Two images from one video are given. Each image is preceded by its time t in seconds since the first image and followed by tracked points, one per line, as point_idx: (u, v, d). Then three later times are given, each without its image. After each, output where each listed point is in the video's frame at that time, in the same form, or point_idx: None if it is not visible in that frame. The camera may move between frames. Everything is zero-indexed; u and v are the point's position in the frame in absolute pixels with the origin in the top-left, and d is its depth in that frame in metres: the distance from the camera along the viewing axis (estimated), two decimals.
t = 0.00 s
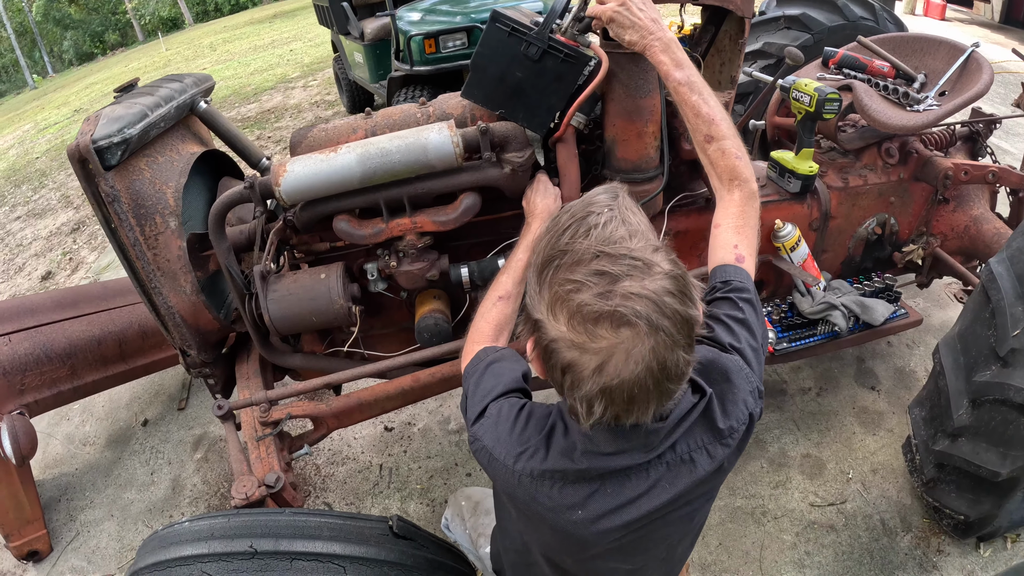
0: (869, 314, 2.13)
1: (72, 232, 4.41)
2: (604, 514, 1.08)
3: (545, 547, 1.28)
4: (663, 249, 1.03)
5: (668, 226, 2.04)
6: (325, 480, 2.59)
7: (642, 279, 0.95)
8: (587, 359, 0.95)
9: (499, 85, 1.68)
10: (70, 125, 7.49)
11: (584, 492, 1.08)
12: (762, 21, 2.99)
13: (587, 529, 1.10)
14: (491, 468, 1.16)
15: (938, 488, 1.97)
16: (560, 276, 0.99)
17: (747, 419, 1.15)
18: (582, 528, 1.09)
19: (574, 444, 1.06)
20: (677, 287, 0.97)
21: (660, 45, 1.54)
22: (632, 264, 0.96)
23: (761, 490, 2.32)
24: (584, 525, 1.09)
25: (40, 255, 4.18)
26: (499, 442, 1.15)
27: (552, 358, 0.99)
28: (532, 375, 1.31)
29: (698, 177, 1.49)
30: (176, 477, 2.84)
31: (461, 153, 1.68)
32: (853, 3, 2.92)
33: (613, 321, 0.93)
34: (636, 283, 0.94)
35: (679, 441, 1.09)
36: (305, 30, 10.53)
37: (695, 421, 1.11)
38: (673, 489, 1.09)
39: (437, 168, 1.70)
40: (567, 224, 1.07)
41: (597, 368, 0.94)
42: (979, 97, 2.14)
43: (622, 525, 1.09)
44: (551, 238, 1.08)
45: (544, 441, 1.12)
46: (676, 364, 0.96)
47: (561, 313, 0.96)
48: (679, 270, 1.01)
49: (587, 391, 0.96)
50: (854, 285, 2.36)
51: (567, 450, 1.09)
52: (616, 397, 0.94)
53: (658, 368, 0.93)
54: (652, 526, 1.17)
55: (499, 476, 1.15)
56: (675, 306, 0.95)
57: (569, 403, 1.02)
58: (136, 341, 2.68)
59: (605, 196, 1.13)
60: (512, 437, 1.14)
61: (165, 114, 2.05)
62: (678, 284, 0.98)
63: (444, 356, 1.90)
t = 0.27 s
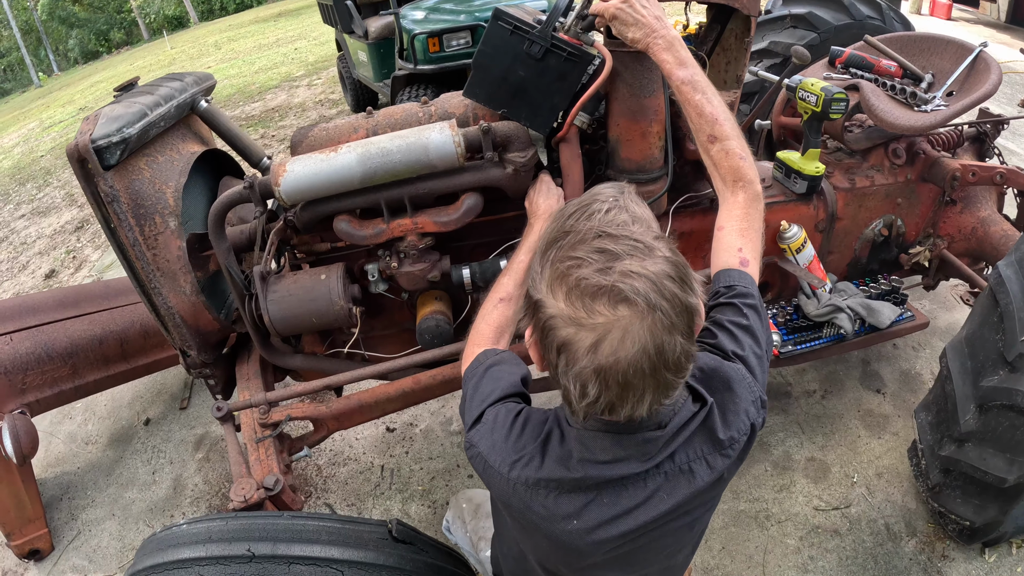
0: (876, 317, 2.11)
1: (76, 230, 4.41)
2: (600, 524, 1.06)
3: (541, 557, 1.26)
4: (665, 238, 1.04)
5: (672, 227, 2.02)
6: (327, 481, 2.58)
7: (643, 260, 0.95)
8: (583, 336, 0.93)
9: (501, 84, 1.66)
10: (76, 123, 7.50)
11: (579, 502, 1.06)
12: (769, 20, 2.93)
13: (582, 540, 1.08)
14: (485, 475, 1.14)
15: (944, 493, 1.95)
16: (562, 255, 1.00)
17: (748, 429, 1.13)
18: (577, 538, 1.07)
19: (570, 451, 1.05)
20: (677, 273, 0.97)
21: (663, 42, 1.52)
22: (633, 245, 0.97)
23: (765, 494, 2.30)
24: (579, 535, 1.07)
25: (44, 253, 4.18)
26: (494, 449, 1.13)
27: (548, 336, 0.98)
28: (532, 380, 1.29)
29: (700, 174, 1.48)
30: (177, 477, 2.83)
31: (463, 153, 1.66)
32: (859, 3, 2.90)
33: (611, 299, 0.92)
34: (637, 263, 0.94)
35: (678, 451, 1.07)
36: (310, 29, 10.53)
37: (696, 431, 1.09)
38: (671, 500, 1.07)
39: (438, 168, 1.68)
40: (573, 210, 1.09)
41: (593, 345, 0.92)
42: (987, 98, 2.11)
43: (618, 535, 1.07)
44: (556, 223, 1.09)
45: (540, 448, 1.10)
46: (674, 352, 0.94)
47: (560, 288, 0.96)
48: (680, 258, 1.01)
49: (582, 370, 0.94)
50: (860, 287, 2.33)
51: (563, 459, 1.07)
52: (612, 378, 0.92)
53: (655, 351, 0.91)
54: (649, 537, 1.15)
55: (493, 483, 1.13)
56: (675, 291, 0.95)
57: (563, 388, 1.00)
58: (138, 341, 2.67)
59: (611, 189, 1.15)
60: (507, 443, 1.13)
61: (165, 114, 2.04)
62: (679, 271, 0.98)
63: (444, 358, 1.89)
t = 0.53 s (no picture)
0: (880, 323, 2.09)
1: (84, 227, 4.43)
2: (606, 525, 1.05)
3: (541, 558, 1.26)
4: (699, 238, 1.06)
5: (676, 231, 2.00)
6: (329, 480, 2.58)
7: (682, 251, 0.97)
8: (615, 313, 0.92)
9: (503, 87, 1.65)
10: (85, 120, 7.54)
11: (585, 502, 1.05)
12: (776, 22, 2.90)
13: (587, 541, 1.07)
14: (489, 475, 1.12)
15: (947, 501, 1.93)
16: (603, 236, 1.00)
17: (753, 432, 1.13)
18: (583, 539, 1.06)
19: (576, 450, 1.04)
20: (710, 270, 0.99)
21: (668, 45, 1.50)
22: (674, 237, 0.99)
23: (768, 499, 2.28)
24: (585, 536, 1.06)
25: (51, 250, 4.20)
26: (499, 449, 1.12)
27: (577, 310, 0.96)
28: (533, 382, 1.28)
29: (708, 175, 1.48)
30: (181, 475, 2.84)
31: (465, 156, 1.66)
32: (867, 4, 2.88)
33: (649, 282, 0.93)
34: (676, 252, 0.96)
35: (682, 453, 1.07)
36: (318, 28, 10.53)
37: (700, 433, 1.09)
38: (676, 501, 1.06)
39: (440, 171, 1.67)
40: (614, 198, 1.10)
41: (624, 324, 0.92)
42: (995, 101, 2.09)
43: (623, 536, 1.06)
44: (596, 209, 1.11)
45: (545, 449, 1.09)
46: (699, 346, 0.96)
47: (601, 264, 0.95)
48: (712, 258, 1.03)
49: (608, 349, 0.93)
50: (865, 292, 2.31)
51: (569, 459, 1.06)
52: (637, 362, 0.92)
53: (681, 339, 0.92)
54: (653, 538, 1.14)
55: (498, 483, 1.11)
56: (707, 286, 0.97)
57: (583, 368, 0.98)
58: (142, 340, 2.68)
59: (648, 185, 1.18)
60: (512, 443, 1.11)
61: (168, 115, 2.04)
62: (711, 268, 1.00)
63: (447, 360, 1.89)
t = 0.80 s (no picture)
0: (882, 329, 2.08)
1: (89, 226, 4.45)
2: (625, 517, 1.06)
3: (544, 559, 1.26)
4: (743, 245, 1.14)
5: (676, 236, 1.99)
6: (329, 481, 2.59)
7: (738, 253, 1.04)
8: (676, 302, 0.97)
9: (502, 91, 1.62)
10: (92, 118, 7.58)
11: (605, 494, 1.05)
12: (780, 24, 2.88)
13: (605, 533, 1.07)
14: (506, 468, 1.11)
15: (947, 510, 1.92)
16: (667, 230, 1.06)
17: (764, 430, 1.17)
18: (601, 531, 1.06)
19: (598, 441, 1.05)
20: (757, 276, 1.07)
21: (673, 53, 1.52)
22: (731, 240, 1.06)
23: (767, 505, 2.28)
24: (603, 529, 1.06)
25: (56, 248, 4.22)
26: (517, 441, 1.11)
27: (636, 297, 1.00)
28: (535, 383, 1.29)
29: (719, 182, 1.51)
30: (182, 474, 2.86)
31: (463, 160, 1.65)
32: (873, 6, 2.86)
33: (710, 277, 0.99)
34: (734, 254, 1.03)
35: (698, 448, 1.09)
36: (325, 26, 10.54)
37: (715, 429, 1.12)
38: (691, 495, 1.08)
39: (438, 175, 1.67)
40: (669, 198, 1.16)
41: (683, 313, 0.96)
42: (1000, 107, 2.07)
43: (639, 529, 1.07)
44: (650, 205, 1.16)
45: (563, 441, 1.09)
46: (741, 346, 1.03)
47: (667, 254, 1.00)
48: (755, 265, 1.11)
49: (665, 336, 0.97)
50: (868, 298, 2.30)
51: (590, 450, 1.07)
52: (690, 352, 0.97)
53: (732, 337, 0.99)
54: (663, 535, 1.15)
55: (515, 475, 1.10)
56: (756, 291, 1.04)
57: (631, 355, 1.01)
58: (144, 339, 2.69)
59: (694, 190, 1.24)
60: (530, 435, 1.11)
61: (169, 118, 2.05)
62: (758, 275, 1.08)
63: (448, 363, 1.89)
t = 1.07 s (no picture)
0: (884, 334, 2.07)
1: (90, 226, 4.45)
2: (644, 510, 1.09)
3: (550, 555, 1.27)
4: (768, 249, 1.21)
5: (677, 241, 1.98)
6: (329, 483, 2.59)
7: (771, 256, 1.11)
8: (716, 298, 1.02)
9: (501, 95, 1.62)
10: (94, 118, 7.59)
11: (625, 487, 1.08)
12: (782, 26, 2.86)
13: (624, 526, 1.09)
14: (525, 461, 1.12)
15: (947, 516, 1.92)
16: (705, 230, 1.11)
17: (774, 429, 1.23)
18: (620, 524, 1.09)
19: (620, 434, 1.09)
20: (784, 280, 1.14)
21: (675, 61, 1.51)
22: (763, 243, 1.13)
23: (767, 509, 2.27)
24: (622, 522, 1.09)
25: (57, 248, 4.22)
26: (537, 435, 1.13)
27: (677, 291, 1.05)
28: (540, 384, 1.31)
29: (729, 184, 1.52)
30: (183, 475, 2.86)
31: (462, 165, 1.64)
32: (874, 10, 2.83)
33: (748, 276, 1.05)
34: (768, 255, 1.09)
35: (712, 445, 1.14)
36: (327, 26, 10.53)
37: (729, 427, 1.17)
38: (706, 491, 1.12)
39: (437, 180, 1.66)
40: (702, 199, 1.22)
41: (722, 309, 1.02)
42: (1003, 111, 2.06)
43: (657, 523, 1.10)
44: (684, 206, 1.21)
45: (583, 436, 1.13)
46: (769, 345, 1.09)
47: (709, 252, 1.06)
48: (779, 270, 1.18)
49: (703, 331, 1.02)
50: (869, 302, 2.29)
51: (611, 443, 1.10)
52: (726, 347, 1.03)
53: (763, 335, 1.05)
54: (675, 532, 1.18)
55: (535, 468, 1.12)
56: (784, 293, 1.11)
57: (667, 348, 1.05)
58: (145, 341, 2.69)
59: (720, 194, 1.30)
60: (551, 428, 1.13)
61: (168, 121, 2.05)
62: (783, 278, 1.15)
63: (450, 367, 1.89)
